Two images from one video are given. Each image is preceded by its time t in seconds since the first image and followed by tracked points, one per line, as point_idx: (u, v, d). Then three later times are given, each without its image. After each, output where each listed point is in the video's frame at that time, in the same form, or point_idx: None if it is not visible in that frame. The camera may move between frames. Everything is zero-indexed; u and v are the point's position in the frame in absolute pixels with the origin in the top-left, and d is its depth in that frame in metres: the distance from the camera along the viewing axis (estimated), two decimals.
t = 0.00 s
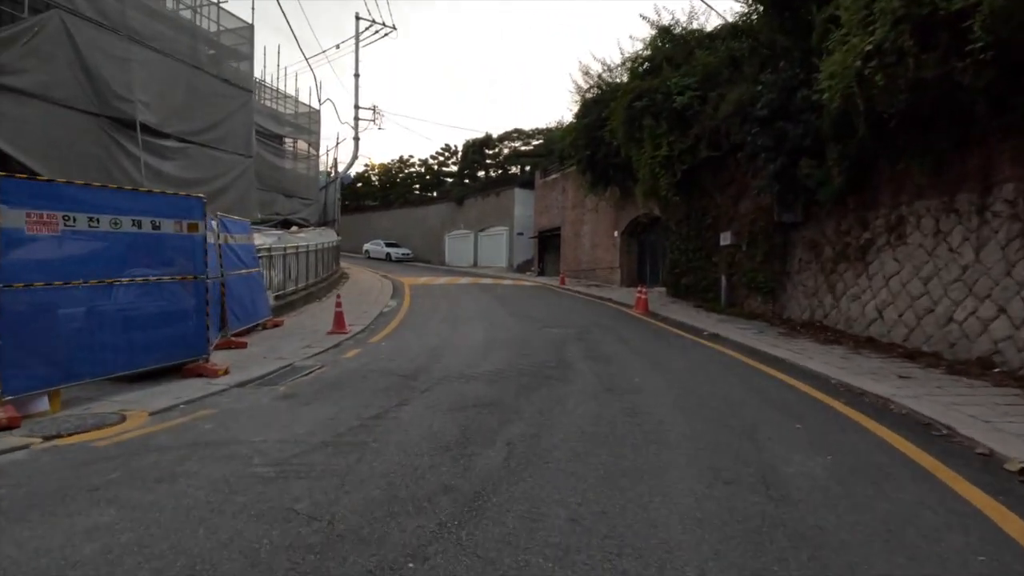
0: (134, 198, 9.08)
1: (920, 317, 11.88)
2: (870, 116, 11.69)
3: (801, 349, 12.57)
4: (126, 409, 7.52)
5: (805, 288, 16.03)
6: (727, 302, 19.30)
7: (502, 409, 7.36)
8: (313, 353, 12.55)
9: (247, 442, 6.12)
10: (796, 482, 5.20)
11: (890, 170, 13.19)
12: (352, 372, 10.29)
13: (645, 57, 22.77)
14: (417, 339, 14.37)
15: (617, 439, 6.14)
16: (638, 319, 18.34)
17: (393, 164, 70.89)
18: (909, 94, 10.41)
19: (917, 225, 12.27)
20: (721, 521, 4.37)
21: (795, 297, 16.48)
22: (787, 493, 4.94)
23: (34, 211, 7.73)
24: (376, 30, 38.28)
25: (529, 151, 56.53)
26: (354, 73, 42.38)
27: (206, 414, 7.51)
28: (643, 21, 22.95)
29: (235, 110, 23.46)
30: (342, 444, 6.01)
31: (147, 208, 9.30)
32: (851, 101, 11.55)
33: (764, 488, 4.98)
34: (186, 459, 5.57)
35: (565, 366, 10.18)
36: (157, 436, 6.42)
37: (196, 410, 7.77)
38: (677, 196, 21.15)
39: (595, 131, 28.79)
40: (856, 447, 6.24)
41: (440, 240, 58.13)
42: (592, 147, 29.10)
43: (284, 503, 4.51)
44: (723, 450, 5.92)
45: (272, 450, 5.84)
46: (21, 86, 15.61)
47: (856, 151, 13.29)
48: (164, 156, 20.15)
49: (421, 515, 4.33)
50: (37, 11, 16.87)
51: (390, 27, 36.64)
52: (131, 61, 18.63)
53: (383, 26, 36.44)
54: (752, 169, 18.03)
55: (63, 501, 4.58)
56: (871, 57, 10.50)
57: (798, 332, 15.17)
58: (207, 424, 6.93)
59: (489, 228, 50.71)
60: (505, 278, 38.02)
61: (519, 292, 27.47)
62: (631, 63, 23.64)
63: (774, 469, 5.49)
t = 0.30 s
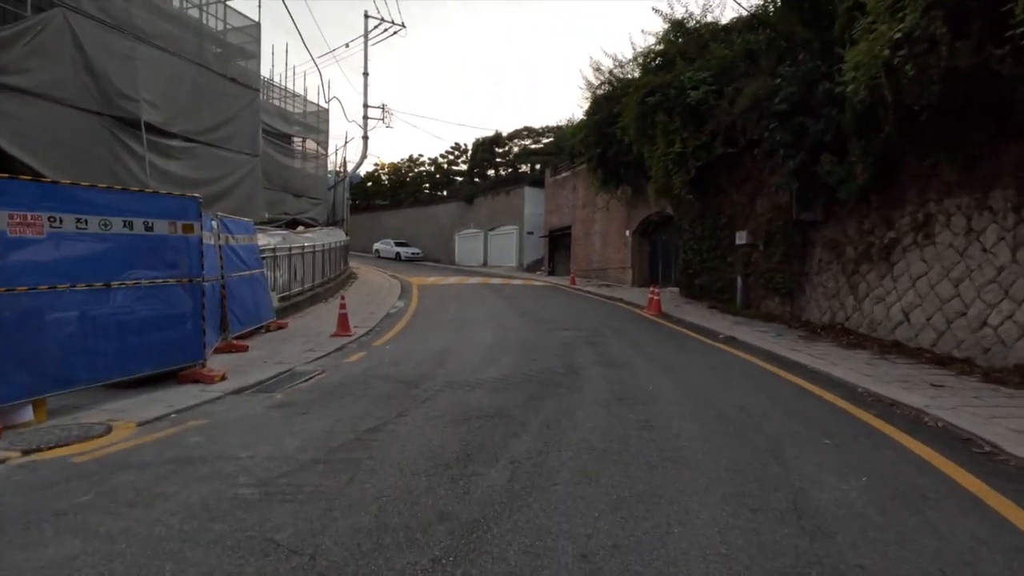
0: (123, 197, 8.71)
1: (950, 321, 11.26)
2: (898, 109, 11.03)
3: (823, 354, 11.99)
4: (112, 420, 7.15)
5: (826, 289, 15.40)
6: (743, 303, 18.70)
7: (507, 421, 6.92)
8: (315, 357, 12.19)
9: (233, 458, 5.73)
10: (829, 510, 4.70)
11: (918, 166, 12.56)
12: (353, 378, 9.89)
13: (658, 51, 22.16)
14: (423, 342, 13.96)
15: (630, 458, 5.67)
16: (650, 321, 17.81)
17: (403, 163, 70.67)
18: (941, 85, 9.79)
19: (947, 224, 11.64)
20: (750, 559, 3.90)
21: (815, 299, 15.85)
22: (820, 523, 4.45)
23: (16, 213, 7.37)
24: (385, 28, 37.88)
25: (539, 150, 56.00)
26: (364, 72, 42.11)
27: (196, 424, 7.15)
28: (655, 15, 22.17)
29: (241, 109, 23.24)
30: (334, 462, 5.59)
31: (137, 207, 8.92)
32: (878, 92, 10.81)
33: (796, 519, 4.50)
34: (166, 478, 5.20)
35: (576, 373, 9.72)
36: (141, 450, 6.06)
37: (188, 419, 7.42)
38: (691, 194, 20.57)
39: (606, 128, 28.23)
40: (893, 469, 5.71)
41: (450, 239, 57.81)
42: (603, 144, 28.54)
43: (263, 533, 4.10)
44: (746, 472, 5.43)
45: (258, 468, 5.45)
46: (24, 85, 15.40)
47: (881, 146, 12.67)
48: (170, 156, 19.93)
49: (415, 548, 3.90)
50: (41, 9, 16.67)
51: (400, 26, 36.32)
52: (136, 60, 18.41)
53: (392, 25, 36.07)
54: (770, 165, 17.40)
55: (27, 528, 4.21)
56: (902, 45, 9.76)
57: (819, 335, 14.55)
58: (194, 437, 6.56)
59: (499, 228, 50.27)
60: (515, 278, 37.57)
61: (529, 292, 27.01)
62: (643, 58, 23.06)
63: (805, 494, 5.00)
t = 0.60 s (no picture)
0: (103, 189, 8.26)
1: (974, 320, 10.68)
2: (920, 95, 10.47)
3: (839, 355, 11.43)
4: (88, 423, 6.80)
5: (841, 286, 14.81)
6: (754, 301, 18.13)
7: (502, 426, 6.47)
8: (309, 356, 11.79)
9: (205, 466, 5.33)
10: (854, 531, 4.22)
11: (939, 157, 11.97)
12: (346, 379, 9.47)
13: (666, 42, 21.59)
14: (422, 341, 13.53)
15: (633, 470, 5.22)
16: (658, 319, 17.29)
17: (410, 160, 70.32)
18: (967, 69, 9.22)
19: (971, 217, 11.04)
20: None
21: (829, 297, 15.28)
22: (845, 547, 3.97)
23: None
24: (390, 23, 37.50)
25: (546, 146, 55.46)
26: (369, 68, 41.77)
27: (174, 428, 6.76)
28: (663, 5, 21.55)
29: (242, 104, 22.91)
30: (311, 472, 5.17)
31: (118, 200, 8.47)
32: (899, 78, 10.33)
33: (818, 541, 4.02)
34: (129, 489, 4.80)
35: (578, 374, 9.25)
36: (110, 458, 5.67)
37: (167, 423, 7.04)
38: (700, 189, 20.01)
39: (613, 122, 27.67)
40: (921, 484, 5.21)
41: (456, 237, 57.41)
42: (609, 139, 27.99)
43: (222, 556, 3.70)
44: (759, 485, 4.96)
45: (229, 479, 5.04)
46: (18, 79, 15.12)
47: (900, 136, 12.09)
48: (168, 152, 19.64)
49: None
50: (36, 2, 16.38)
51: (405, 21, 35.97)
52: (133, 54, 18.10)
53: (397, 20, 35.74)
54: (782, 158, 16.81)
55: None
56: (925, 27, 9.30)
57: (833, 335, 13.98)
58: (169, 442, 6.18)
59: (505, 225, 49.79)
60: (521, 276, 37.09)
61: (534, 290, 26.53)
62: (651, 50, 22.50)
63: (827, 512, 4.52)
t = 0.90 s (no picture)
0: (77, 187, 7.87)
1: (991, 323, 10.22)
2: (935, 88, 10.00)
3: (848, 359, 10.98)
4: (54, 435, 6.43)
5: (849, 287, 14.34)
6: (758, 301, 17.65)
7: (492, 440, 6.06)
8: (299, 360, 11.38)
9: (168, 487, 4.93)
10: (876, 565, 3.80)
11: (952, 153, 11.51)
12: (333, 385, 9.06)
13: (668, 37, 21.10)
14: (417, 343, 13.13)
15: (631, 491, 4.81)
16: (660, 321, 16.84)
17: (410, 159, 69.92)
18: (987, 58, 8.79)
19: (987, 216, 10.58)
20: None
21: (836, 298, 14.82)
22: None
23: None
24: (390, 21, 37.11)
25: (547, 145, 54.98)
26: (369, 66, 41.35)
27: (144, 441, 6.37)
28: None
29: (236, 101, 22.51)
30: (281, 493, 4.77)
31: (92, 198, 8.04)
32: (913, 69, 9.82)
33: None
34: (81, 513, 4.41)
35: (576, 381, 8.83)
36: (70, 475, 5.29)
37: (138, 434, 6.65)
38: (703, 186, 19.55)
39: (614, 119, 27.19)
40: (943, 504, 4.80)
41: (457, 236, 57.00)
42: (611, 137, 27.53)
43: None
44: (769, 509, 4.55)
45: (192, 501, 4.65)
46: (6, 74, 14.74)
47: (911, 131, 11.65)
48: (160, 149, 19.25)
49: None
50: None
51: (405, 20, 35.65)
52: (124, 49, 17.70)
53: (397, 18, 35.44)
54: (788, 155, 16.35)
55: None
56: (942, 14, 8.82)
57: (841, 337, 13.54)
58: (136, 457, 5.79)
59: (506, 224, 49.36)
60: (522, 275, 36.64)
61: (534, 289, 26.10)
62: (653, 45, 22.03)
63: (845, 541, 4.09)
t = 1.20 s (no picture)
0: (44, 177, 7.41)
1: (1005, 321, 9.79)
2: (949, 76, 9.57)
3: (856, 359, 10.54)
4: (6, 443, 5.94)
5: (854, 284, 13.90)
6: (760, 300, 17.22)
7: (479, 447, 5.62)
8: (284, 361, 10.92)
9: (119, 501, 4.49)
10: None
11: (963, 146, 11.08)
12: (316, 387, 8.60)
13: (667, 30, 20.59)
14: (408, 344, 12.66)
15: (629, 507, 4.36)
16: (659, 320, 16.41)
17: (408, 158, 69.39)
18: (1004, 42, 8.43)
19: (1000, 210, 10.16)
20: None
21: (840, 296, 14.40)
22: None
23: None
24: (385, 17, 36.60)
25: (545, 143, 54.48)
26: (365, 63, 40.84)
27: (105, 449, 5.91)
28: None
29: (227, 96, 22.00)
30: (242, 509, 4.33)
31: (60, 190, 7.58)
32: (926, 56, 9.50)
33: None
34: (16, 533, 3.97)
35: (571, 383, 8.38)
36: (16, 488, 4.85)
37: (100, 441, 6.20)
38: (703, 183, 19.10)
39: (612, 115, 26.72)
40: (972, 520, 4.37)
41: (455, 235, 56.52)
42: (610, 133, 27.07)
43: None
44: (781, 527, 4.12)
45: (143, 518, 4.20)
46: None
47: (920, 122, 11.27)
48: (148, 145, 18.76)
49: None
50: None
51: (401, 15, 35.17)
52: (109, 42, 17.11)
53: (393, 14, 34.97)
54: (791, 150, 15.90)
55: None
56: None
57: (846, 337, 13.10)
58: (92, 467, 5.35)
59: (504, 223, 48.89)
60: (520, 274, 36.18)
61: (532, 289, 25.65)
62: (652, 39, 21.57)
63: (867, 565, 3.66)
